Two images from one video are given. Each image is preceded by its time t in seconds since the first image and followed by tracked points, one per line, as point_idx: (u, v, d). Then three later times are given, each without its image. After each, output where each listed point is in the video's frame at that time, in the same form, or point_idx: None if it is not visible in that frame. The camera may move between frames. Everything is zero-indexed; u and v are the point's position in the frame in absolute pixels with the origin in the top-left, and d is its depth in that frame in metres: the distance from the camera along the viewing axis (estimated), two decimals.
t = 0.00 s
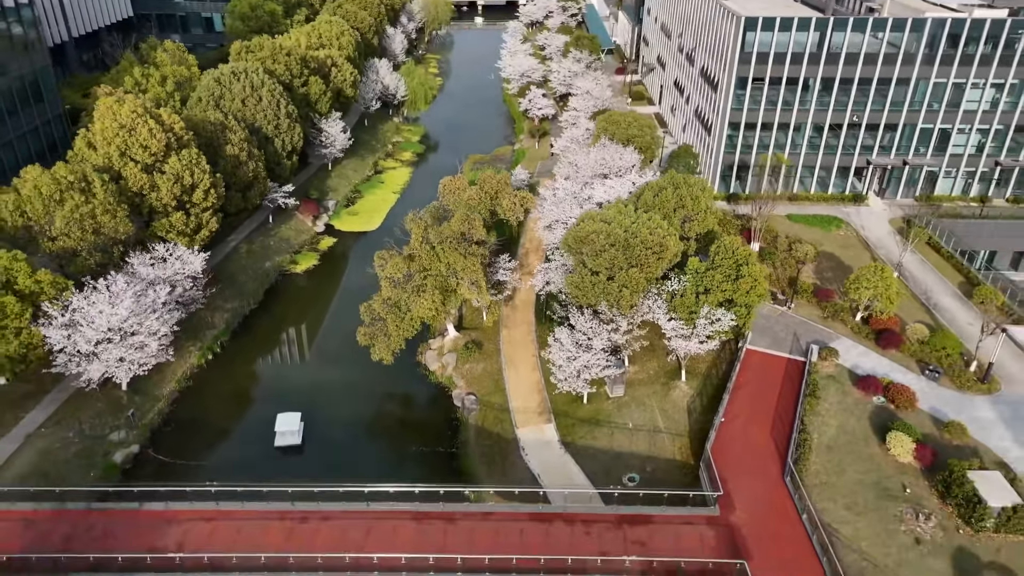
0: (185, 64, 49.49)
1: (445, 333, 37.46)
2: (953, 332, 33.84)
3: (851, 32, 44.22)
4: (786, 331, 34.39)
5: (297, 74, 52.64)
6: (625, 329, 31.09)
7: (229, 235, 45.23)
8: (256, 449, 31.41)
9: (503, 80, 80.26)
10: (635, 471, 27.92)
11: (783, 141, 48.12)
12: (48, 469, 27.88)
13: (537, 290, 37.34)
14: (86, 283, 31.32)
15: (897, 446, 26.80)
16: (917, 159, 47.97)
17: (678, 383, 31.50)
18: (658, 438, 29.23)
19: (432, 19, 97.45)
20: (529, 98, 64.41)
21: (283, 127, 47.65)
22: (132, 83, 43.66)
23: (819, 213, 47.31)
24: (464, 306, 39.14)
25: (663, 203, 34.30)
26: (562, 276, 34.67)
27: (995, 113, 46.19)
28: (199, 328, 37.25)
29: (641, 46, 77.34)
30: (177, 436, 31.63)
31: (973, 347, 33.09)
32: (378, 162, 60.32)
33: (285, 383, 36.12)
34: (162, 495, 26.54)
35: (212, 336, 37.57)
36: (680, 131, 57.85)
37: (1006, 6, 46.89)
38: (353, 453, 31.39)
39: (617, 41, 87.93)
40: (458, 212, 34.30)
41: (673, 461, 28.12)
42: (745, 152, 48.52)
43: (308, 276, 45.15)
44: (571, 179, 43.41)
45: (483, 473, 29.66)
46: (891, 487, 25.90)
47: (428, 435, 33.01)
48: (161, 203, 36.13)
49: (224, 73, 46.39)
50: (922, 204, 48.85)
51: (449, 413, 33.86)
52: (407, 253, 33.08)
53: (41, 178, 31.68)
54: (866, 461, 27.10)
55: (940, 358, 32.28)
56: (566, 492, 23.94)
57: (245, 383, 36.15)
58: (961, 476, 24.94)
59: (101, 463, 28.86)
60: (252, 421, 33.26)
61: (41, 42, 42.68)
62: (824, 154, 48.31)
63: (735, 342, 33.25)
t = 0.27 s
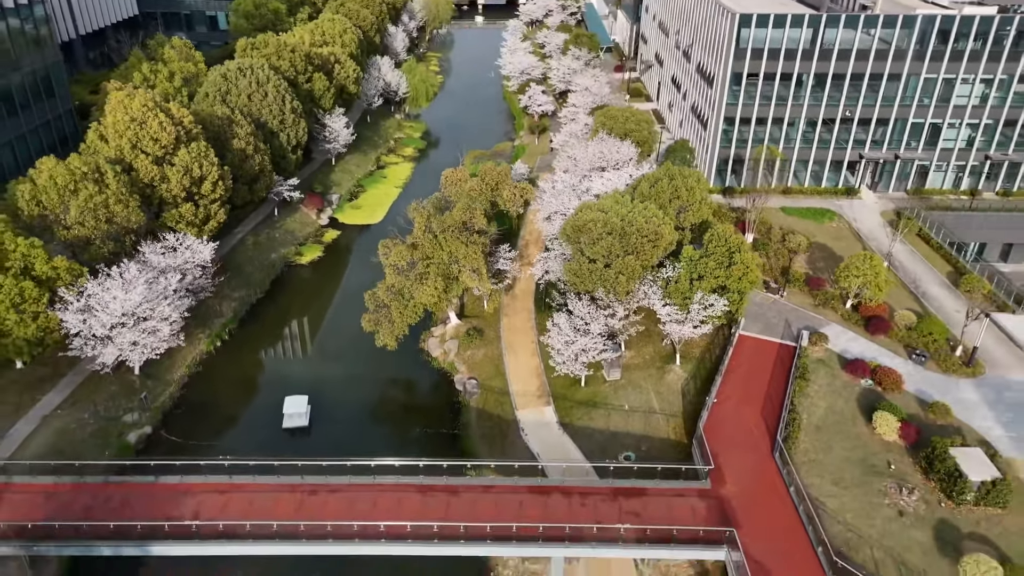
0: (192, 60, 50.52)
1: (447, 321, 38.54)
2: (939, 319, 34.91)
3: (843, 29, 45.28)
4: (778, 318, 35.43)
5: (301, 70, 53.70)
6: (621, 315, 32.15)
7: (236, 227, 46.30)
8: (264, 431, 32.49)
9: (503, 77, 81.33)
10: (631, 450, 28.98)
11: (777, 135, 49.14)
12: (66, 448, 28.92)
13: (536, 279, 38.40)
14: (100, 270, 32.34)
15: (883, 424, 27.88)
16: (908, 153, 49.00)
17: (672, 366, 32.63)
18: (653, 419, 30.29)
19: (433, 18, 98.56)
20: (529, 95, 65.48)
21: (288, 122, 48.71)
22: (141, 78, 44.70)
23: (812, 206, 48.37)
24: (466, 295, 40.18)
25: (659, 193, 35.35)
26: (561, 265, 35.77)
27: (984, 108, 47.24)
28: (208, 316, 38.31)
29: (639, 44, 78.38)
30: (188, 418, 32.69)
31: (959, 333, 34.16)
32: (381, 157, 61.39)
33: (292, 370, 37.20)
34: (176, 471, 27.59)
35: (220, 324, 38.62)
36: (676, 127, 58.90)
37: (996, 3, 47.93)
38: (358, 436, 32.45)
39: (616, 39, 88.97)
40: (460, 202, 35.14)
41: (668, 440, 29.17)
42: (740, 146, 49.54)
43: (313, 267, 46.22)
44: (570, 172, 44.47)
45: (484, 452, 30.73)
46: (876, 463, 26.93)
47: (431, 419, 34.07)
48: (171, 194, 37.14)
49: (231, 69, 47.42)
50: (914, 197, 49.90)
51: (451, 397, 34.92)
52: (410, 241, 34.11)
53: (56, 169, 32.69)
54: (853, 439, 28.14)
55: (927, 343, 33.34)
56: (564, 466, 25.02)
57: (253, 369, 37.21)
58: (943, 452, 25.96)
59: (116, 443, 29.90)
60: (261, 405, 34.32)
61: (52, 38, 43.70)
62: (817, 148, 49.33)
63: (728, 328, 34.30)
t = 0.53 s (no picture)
0: (199, 56, 51.54)
1: (449, 309, 39.61)
2: (927, 306, 35.98)
3: (836, 26, 46.35)
4: (771, 305, 36.46)
5: (305, 67, 54.75)
6: (618, 301, 33.16)
7: (243, 219, 47.35)
8: (273, 414, 33.54)
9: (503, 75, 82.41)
10: (627, 430, 30.04)
11: (772, 129, 50.17)
12: (82, 428, 29.96)
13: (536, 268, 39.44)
14: (113, 258, 33.38)
15: (870, 405, 28.90)
16: (901, 147, 50.01)
17: (668, 351, 33.69)
18: (649, 400, 31.36)
19: (434, 17, 99.68)
20: (529, 91, 66.55)
21: (293, 117, 49.75)
22: (150, 74, 45.73)
23: (806, 199, 49.42)
24: (468, 284, 41.20)
25: (655, 184, 36.39)
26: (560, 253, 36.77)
27: (974, 103, 48.26)
28: (216, 305, 39.36)
29: (638, 41, 79.46)
30: (198, 402, 33.75)
31: (946, 320, 35.24)
32: (383, 153, 62.43)
33: (298, 357, 38.27)
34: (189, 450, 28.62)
35: (228, 312, 39.67)
36: (674, 123, 59.96)
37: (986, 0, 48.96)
38: (363, 418, 33.49)
39: (615, 37, 90.04)
40: (462, 192, 36.24)
41: (663, 421, 30.23)
42: (736, 141, 50.54)
43: (317, 258, 47.28)
44: (569, 165, 45.52)
45: (485, 434, 31.80)
46: (863, 442, 27.96)
47: (434, 402, 35.13)
48: (181, 185, 38.18)
49: (237, 65, 48.45)
50: (906, 190, 50.95)
51: (453, 382, 35.99)
52: (414, 230, 35.13)
53: (71, 160, 33.74)
54: (842, 419, 29.17)
55: (915, 329, 34.38)
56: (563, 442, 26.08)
57: (260, 356, 38.25)
58: (927, 430, 26.94)
59: (130, 424, 30.93)
60: (268, 390, 35.36)
61: (63, 35, 44.71)
62: (812, 142, 50.35)
63: (723, 315, 35.33)
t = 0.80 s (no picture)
0: (205, 52, 52.58)
1: (451, 297, 40.72)
2: (915, 293, 37.04)
3: (829, 22, 47.44)
4: (763, 292, 37.52)
5: (309, 62, 55.82)
6: (615, 287, 34.21)
7: (248, 211, 48.45)
8: (280, 397, 34.60)
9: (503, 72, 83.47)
10: (623, 411, 31.14)
11: (767, 124, 51.23)
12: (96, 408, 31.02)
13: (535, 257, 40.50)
14: (125, 246, 34.43)
15: (858, 385, 29.94)
16: (892, 141, 51.03)
17: (662, 336, 34.75)
18: (644, 382, 32.45)
19: (435, 15, 100.71)
20: (529, 88, 67.62)
21: (297, 112, 50.81)
22: (158, 69, 46.77)
23: (800, 191, 50.48)
24: (469, 273, 42.28)
25: (651, 175, 37.50)
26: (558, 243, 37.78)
27: (965, 97, 49.32)
28: (224, 293, 40.45)
29: (636, 39, 80.52)
30: (208, 385, 34.84)
31: (933, 307, 36.29)
32: (385, 148, 63.49)
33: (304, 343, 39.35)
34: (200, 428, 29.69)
35: (236, 300, 40.75)
36: (671, 118, 61.01)
37: None
38: (368, 401, 34.56)
39: (613, 35, 91.11)
40: (463, 182, 37.33)
41: (657, 402, 31.31)
42: (732, 135, 51.57)
43: (322, 249, 48.32)
44: (568, 158, 46.58)
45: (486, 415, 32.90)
46: (850, 420, 29.03)
47: (436, 387, 36.19)
48: (189, 176, 39.23)
49: (243, 60, 49.52)
50: (898, 183, 52.01)
51: (455, 367, 37.07)
52: (417, 219, 36.21)
53: (84, 151, 34.77)
54: (830, 400, 30.24)
55: (903, 315, 35.40)
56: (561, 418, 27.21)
57: (267, 343, 39.32)
58: (911, 409, 27.97)
59: (143, 405, 31.99)
60: (276, 376, 36.41)
61: (73, 31, 45.74)
62: (805, 136, 51.39)
63: (716, 301, 36.39)
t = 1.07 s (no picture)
0: (211, 48, 53.64)
1: (452, 287, 41.83)
2: (903, 281, 38.11)
3: (822, 19, 48.53)
4: (756, 281, 38.59)
5: (313, 59, 56.90)
6: (611, 275, 35.27)
7: (254, 204, 49.54)
8: (286, 382, 35.67)
9: (503, 70, 84.57)
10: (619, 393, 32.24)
11: (761, 119, 52.29)
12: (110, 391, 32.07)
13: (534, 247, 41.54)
14: (137, 235, 35.48)
15: (845, 367, 31.03)
16: (885, 136, 52.04)
17: (657, 322, 35.83)
18: (639, 366, 33.55)
19: (436, 14, 101.83)
20: (528, 84, 68.73)
21: (301, 107, 51.87)
22: (165, 64, 47.84)
23: (793, 185, 51.55)
24: (470, 264, 43.33)
25: (647, 166, 38.57)
26: (557, 233, 38.83)
27: (955, 93, 50.37)
28: (230, 283, 41.52)
29: (634, 37, 81.58)
30: (216, 370, 35.91)
31: (920, 294, 37.37)
32: (387, 143, 64.55)
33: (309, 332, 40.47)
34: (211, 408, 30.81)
35: (242, 290, 41.82)
36: (668, 114, 62.05)
37: None
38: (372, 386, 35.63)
39: (612, 34, 92.21)
40: (464, 173, 38.36)
41: (652, 385, 32.40)
42: (727, 129, 52.59)
43: (326, 242, 49.35)
44: (566, 152, 47.65)
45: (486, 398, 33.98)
46: (838, 402, 30.09)
47: (437, 372, 37.27)
48: (197, 168, 40.28)
49: (248, 56, 50.59)
50: (890, 177, 53.09)
51: (456, 353, 38.12)
52: (419, 209, 37.27)
53: (96, 143, 35.81)
54: (818, 382, 31.32)
55: (891, 302, 36.41)
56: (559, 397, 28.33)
57: (274, 331, 40.40)
58: (896, 389, 28.99)
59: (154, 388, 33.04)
60: (282, 362, 37.50)
61: (83, 27, 46.79)
62: (799, 131, 52.44)
63: (710, 289, 37.46)
